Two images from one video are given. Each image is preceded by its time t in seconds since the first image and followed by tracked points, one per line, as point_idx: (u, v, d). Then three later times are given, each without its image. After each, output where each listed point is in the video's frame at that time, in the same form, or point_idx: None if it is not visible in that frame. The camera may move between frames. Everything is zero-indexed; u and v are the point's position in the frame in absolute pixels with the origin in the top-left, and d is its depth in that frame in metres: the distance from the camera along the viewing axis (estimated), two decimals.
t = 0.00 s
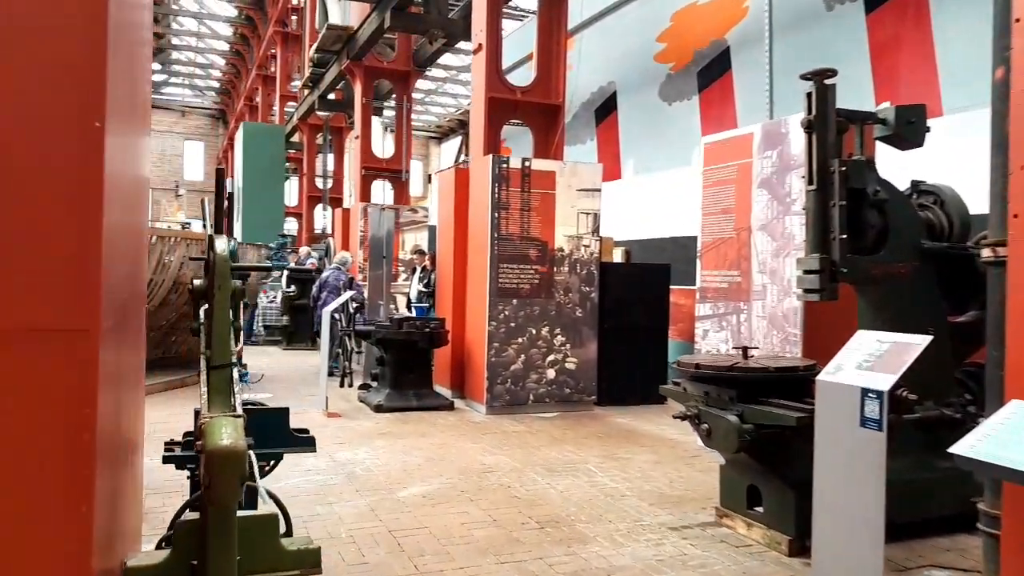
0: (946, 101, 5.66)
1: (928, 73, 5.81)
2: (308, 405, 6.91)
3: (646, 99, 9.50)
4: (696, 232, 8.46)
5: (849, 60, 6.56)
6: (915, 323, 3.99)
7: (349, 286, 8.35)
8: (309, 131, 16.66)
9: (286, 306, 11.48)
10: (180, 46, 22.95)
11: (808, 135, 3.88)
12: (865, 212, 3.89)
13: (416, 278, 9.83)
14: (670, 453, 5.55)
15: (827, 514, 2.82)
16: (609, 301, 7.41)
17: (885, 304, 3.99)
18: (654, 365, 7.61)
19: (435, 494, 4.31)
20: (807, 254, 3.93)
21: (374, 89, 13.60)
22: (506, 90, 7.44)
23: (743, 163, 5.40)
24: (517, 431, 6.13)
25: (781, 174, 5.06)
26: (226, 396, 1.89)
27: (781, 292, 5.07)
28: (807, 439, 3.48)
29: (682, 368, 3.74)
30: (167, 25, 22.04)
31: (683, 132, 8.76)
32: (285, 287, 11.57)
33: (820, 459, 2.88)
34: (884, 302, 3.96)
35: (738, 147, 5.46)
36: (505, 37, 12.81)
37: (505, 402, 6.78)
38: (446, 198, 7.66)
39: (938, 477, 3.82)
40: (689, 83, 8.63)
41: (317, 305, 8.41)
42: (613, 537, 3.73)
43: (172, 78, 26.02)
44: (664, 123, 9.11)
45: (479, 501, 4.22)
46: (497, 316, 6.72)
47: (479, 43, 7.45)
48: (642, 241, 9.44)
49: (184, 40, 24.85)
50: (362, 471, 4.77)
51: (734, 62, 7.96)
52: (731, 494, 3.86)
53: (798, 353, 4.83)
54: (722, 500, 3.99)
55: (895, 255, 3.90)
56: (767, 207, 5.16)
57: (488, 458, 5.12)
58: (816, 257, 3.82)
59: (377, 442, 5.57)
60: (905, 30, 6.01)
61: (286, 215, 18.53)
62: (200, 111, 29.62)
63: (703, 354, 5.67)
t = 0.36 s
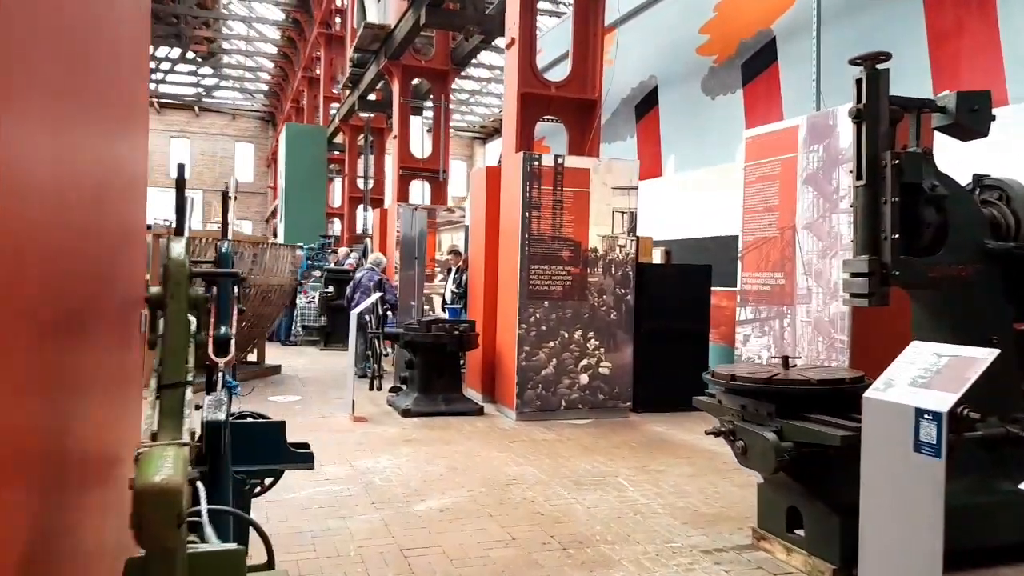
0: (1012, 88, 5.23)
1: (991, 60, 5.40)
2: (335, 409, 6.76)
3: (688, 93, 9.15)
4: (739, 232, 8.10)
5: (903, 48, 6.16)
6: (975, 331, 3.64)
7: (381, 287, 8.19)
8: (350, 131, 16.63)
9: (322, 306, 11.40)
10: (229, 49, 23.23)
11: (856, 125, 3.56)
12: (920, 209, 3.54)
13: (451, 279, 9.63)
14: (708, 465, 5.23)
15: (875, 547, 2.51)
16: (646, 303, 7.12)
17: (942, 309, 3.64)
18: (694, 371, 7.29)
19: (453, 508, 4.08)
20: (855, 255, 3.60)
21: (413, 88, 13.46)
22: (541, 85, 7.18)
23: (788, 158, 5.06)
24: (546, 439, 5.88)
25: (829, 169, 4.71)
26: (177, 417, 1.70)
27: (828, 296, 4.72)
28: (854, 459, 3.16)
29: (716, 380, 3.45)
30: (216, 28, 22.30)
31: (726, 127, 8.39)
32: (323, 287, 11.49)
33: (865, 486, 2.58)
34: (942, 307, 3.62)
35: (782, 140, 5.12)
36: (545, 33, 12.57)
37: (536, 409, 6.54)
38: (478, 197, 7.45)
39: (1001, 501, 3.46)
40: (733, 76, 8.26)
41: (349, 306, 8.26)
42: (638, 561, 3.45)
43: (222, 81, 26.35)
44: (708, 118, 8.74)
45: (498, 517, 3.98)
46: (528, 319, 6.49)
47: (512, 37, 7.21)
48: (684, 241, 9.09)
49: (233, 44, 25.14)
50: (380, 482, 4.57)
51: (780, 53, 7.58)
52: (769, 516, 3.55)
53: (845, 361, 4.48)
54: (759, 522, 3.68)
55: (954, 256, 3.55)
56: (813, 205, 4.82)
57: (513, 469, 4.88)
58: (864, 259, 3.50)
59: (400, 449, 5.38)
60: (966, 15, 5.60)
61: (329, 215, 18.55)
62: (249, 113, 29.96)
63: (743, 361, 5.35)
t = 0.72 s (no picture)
0: None
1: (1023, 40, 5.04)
2: (328, 412, 6.47)
3: (699, 83, 8.79)
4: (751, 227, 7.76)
5: (926, 30, 5.81)
6: (1012, 330, 3.31)
7: (377, 285, 7.89)
8: (354, 128, 16.36)
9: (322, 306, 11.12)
10: (236, 48, 23.01)
11: (881, 104, 3.24)
12: (953, 195, 3.19)
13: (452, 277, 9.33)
14: (719, 475, 4.90)
15: None
16: (654, 302, 6.78)
17: (976, 305, 3.30)
18: (703, 372, 6.96)
19: (441, 522, 3.78)
20: (880, 246, 3.28)
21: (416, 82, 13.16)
22: (543, 73, 6.85)
23: (804, 145, 4.73)
24: (547, 445, 5.56)
25: (849, 156, 4.38)
26: (64, 431, 1.74)
27: (848, 293, 4.39)
28: (882, 471, 2.82)
29: (727, 384, 3.14)
30: (223, 26, 22.10)
31: (737, 118, 8.05)
32: (323, 286, 11.21)
33: (897, 506, 2.26)
34: (976, 303, 3.28)
35: (799, 125, 4.78)
36: (551, 25, 12.24)
37: (536, 412, 6.23)
38: (479, 191, 7.14)
39: None
40: (745, 64, 7.90)
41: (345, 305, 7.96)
42: None
43: (230, 80, 26.11)
44: (718, 108, 8.38)
45: (489, 532, 3.66)
46: (529, 318, 6.16)
47: (513, 23, 6.88)
48: (694, 237, 8.76)
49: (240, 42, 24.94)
50: (365, 492, 4.27)
51: (795, 39, 7.24)
52: (786, 533, 3.23)
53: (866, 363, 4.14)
54: (774, 539, 3.36)
55: (989, 246, 3.21)
56: (832, 195, 4.49)
57: (509, 477, 4.57)
58: (891, 251, 3.17)
59: (391, 456, 5.07)
60: None
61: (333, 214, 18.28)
62: (256, 112, 29.75)
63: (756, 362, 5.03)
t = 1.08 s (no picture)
0: None
1: None
2: (310, 419, 6.20)
3: (698, 78, 8.50)
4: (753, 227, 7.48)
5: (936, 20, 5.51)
6: None
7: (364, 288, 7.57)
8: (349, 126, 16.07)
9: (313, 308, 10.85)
10: (235, 46, 22.74)
11: (892, 91, 2.97)
12: (972, 191, 2.89)
13: (444, 278, 9.05)
14: (717, 489, 4.62)
15: None
16: (650, 305, 6.50)
17: (995, 311, 3.03)
18: (702, 378, 6.68)
19: (417, 544, 3.50)
20: (892, 247, 3.01)
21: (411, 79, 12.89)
22: (535, 66, 6.57)
23: (809, 139, 4.46)
24: (537, 455, 5.28)
25: (856, 150, 4.10)
26: None
27: (855, 297, 4.11)
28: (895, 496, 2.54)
29: (725, 398, 2.87)
30: (222, 25, 21.83)
31: (738, 114, 7.76)
32: (314, 287, 10.94)
33: (918, 543, 1.98)
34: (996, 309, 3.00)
35: (803, 118, 4.51)
36: (548, 21, 11.96)
37: (527, 420, 5.95)
38: (469, 189, 6.87)
39: None
40: (745, 59, 7.60)
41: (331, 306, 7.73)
42: None
43: (229, 79, 25.82)
44: (718, 104, 8.09)
45: (468, 556, 3.39)
46: (519, 322, 5.88)
47: (504, 13, 6.60)
48: (693, 237, 8.48)
49: (240, 41, 24.68)
50: (339, 509, 3.99)
51: (797, 31, 6.95)
52: (788, 561, 2.95)
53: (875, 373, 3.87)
54: (775, 567, 3.08)
55: (1011, 248, 2.93)
56: (838, 192, 4.21)
57: (494, 492, 4.29)
58: (905, 251, 2.89)
59: (371, 468, 4.79)
60: None
61: (329, 214, 18.00)
62: (255, 112, 29.48)
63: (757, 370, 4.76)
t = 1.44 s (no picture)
0: None
1: None
2: (279, 426, 5.87)
3: (685, 70, 8.23)
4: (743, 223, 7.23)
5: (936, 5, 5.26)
6: None
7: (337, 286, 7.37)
8: (330, 123, 15.73)
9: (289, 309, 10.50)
10: (216, 43, 22.32)
11: (906, 67, 2.69)
12: (994, 176, 2.62)
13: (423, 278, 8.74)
14: (708, 500, 4.34)
15: None
16: (636, 304, 6.22)
17: (1016, 309, 2.75)
18: (690, 381, 6.41)
19: (383, 567, 3.19)
20: (905, 239, 2.73)
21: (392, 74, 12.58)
22: (517, 53, 6.26)
23: (807, 126, 4.18)
24: (517, 463, 4.98)
25: (858, 138, 3.83)
26: None
27: (856, 295, 3.84)
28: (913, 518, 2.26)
29: (721, 408, 2.57)
30: (203, 21, 21.41)
31: (727, 107, 7.50)
32: (291, 286, 10.59)
33: None
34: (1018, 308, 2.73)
35: (800, 105, 4.24)
36: (532, 14, 11.68)
37: (508, 426, 5.65)
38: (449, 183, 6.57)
39: None
40: (735, 49, 7.35)
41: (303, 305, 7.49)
42: None
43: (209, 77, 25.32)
44: (707, 95, 7.83)
45: None
46: (499, 322, 5.58)
47: None
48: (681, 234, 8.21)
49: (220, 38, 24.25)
50: (300, 526, 3.68)
51: (790, 19, 6.70)
52: None
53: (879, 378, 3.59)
54: None
55: None
56: (838, 183, 3.94)
57: (470, 507, 3.99)
58: (920, 243, 2.62)
59: (339, 481, 4.47)
60: None
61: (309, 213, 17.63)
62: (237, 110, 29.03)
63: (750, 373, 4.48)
